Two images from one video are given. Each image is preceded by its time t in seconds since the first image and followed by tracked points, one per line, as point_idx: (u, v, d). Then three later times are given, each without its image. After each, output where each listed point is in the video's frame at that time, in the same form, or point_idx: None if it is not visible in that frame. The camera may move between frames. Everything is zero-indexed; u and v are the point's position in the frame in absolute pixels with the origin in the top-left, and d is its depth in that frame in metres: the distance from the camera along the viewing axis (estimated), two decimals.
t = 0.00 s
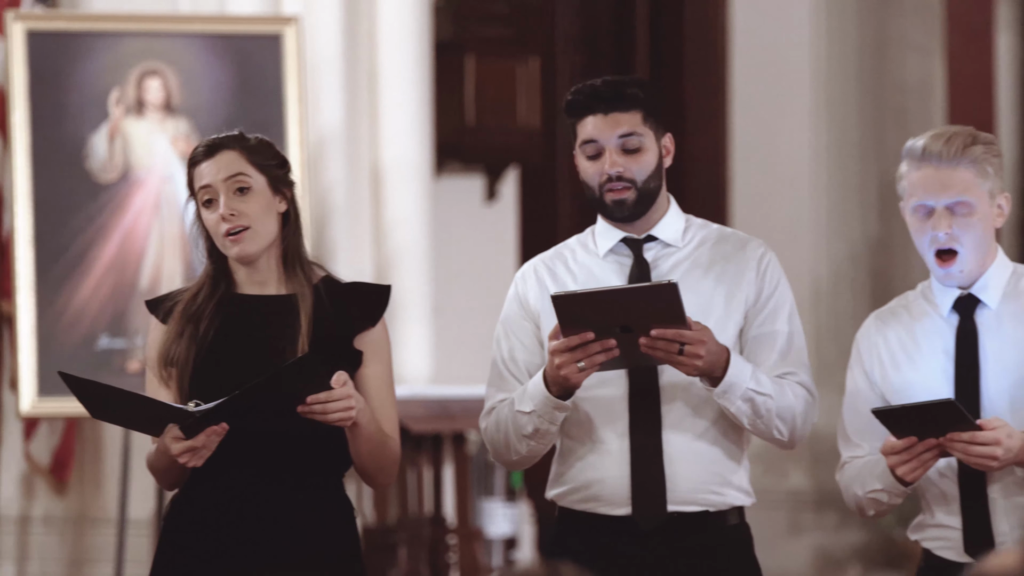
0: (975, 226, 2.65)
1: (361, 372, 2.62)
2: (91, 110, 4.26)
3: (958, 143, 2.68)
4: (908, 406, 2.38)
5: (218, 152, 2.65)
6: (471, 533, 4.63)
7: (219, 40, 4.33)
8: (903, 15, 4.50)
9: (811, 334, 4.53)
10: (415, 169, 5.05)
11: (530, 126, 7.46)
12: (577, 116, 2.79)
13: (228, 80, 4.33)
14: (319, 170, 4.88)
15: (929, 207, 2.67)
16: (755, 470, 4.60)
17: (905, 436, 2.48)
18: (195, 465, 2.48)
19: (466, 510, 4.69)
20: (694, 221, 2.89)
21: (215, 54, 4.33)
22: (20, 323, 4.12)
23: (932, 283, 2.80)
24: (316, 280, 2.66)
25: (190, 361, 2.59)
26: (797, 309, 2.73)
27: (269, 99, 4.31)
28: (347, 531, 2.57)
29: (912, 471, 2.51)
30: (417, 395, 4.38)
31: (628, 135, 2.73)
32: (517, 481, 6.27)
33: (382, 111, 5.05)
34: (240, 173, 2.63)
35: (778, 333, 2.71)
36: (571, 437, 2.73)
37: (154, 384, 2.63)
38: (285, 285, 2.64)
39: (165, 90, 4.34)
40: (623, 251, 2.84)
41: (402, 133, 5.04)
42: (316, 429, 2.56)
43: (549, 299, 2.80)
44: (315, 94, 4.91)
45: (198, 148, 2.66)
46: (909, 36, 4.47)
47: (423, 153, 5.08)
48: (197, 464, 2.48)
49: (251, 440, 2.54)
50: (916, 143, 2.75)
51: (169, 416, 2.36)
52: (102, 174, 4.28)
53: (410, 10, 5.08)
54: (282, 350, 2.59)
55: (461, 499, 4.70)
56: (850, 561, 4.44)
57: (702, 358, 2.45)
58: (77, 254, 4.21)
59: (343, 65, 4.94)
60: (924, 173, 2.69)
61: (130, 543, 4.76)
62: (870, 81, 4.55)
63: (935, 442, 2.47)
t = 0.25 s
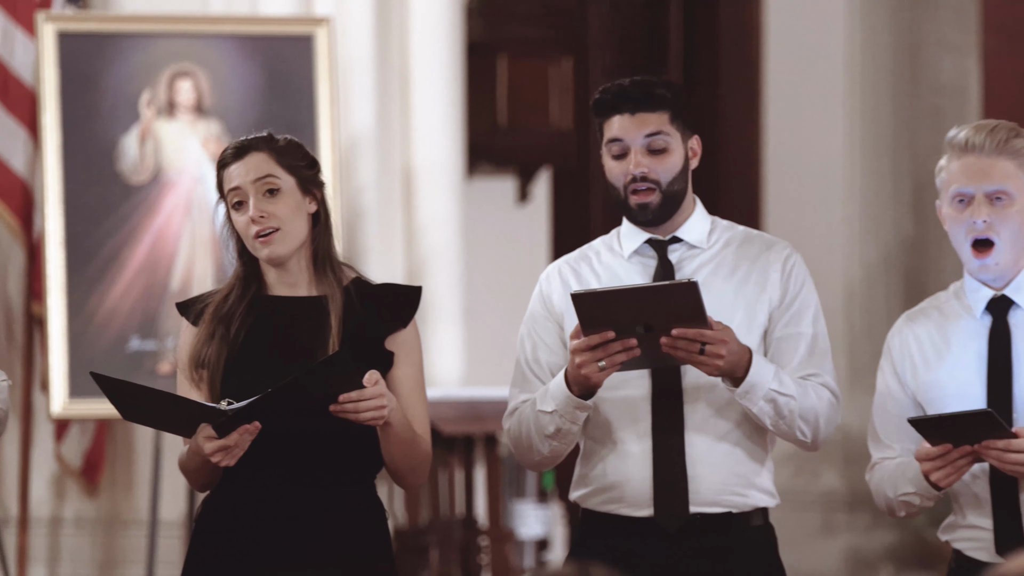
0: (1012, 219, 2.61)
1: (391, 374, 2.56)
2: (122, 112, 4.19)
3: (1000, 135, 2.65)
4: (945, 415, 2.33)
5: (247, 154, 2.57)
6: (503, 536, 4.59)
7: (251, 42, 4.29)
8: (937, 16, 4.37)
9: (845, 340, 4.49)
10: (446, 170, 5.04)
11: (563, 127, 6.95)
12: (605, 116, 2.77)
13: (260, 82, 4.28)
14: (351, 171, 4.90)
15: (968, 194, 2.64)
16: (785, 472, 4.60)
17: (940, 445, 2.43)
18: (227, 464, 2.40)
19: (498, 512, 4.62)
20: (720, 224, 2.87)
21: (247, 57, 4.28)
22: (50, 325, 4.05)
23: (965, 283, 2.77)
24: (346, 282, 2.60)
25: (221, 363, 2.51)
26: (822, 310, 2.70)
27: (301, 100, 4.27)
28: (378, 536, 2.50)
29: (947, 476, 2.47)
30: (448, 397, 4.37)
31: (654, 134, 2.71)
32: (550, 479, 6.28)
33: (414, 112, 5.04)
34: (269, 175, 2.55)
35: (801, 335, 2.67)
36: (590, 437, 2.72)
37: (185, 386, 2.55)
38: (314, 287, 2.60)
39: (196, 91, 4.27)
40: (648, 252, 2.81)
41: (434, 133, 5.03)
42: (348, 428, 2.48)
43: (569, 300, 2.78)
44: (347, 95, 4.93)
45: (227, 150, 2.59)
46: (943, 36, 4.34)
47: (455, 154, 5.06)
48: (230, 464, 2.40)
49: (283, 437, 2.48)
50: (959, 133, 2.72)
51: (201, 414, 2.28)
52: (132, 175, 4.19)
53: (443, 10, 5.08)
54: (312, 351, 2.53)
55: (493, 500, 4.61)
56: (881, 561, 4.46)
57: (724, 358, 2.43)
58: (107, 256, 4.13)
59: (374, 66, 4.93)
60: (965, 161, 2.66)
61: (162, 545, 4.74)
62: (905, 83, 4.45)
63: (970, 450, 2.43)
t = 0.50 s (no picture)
0: None
1: (422, 375, 2.55)
2: (152, 113, 4.20)
3: None
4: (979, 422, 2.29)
5: (276, 155, 2.55)
6: (534, 536, 4.51)
7: (281, 43, 4.28)
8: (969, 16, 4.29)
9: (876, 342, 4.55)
10: (475, 170, 5.04)
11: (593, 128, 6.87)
12: (631, 116, 2.75)
13: (289, 83, 4.28)
14: (381, 174, 4.88)
15: (1003, 187, 2.61)
16: (815, 474, 4.60)
17: (974, 450, 2.41)
18: (257, 464, 2.38)
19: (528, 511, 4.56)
20: (747, 224, 2.84)
21: (277, 58, 4.28)
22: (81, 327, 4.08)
23: (995, 283, 2.76)
24: (375, 283, 2.58)
25: (252, 364, 2.51)
26: (846, 311, 2.68)
27: (330, 102, 4.26)
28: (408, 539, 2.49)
29: (980, 481, 2.45)
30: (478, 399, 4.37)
31: (679, 135, 2.70)
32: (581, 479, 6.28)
33: (444, 113, 5.05)
34: (298, 176, 2.53)
35: (825, 337, 2.66)
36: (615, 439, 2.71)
37: (215, 388, 2.53)
38: (344, 289, 2.58)
39: (226, 93, 4.27)
40: (672, 253, 2.81)
41: (464, 133, 5.04)
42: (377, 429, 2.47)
43: (590, 297, 2.79)
44: (376, 97, 4.91)
45: (256, 152, 2.56)
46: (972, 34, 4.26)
47: (485, 154, 5.06)
48: (260, 464, 2.38)
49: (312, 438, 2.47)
50: (993, 128, 2.69)
51: (231, 414, 2.26)
52: (163, 177, 4.21)
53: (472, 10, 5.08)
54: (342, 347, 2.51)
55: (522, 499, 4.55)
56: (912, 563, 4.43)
57: (745, 358, 2.43)
58: (138, 258, 4.15)
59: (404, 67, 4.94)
60: (1000, 156, 2.63)
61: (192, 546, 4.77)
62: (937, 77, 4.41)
63: (1005, 455, 2.40)
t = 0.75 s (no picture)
0: None
1: (451, 375, 2.53)
2: (181, 115, 4.21)
3: None
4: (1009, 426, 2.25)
5: (309, 157, 2.54)
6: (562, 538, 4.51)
7: (309, 45, 4.28)
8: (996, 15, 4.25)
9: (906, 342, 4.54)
10: (504, 170, 5.03)
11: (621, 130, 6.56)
12: (658, 115, 2.74)
13: (317, 84, 4.28)
14: (408, 173, 4.91)
15: None
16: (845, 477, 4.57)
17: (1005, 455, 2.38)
18: (286, 465, 2.37)
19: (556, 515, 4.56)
20: (771, 227, 2.83)
21: (305, 60, 4.28)
22: (110, 328, 4.09)
23: None
24: (404, 285, 2.57)
25: (281, 366, 2.50)
26: (871, 313, 2.66)
27: (358, 103, 4.27)
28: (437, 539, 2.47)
29: (1011, 485, 2.42)
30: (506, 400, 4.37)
31: (704, 135, 2.69)
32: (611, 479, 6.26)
33: (472, 114, 5.05)
34: (332, 178, 2.52)
35: (849, 338, 2.64)
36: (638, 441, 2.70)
37: (243, 389, 2.53)
38: (374, 290, 2.57)
39: (255, 94, 4.29)
40: (697, 254, 2.79)
41: (492, 134, 5.04)
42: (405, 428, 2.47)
43: (611, 297, 2.78)
44: (403, 97, 4.93)
45: (288, 153, 2.56)
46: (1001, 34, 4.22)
47: (514, 155, 5.06)
48: (289, 464, 2.37)
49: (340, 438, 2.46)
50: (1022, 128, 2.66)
51: (259, 414, 2.25)
52: (191, 178, 4.21)
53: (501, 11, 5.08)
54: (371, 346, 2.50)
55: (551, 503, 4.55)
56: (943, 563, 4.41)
57: (768, 358, 2.42)
58: (167, 259, 4.15)
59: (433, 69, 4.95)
60: None
61: (221, 548, 4.81)
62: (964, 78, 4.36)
63: None
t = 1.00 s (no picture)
0: None
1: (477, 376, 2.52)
2: (209, 115, 4.20)
3: None
4: None
5: (337, 159, 2.54)
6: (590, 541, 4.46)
7: (337, 46, 4.28)
8: None
9: (933, 347, 4.59)
10: (532, 172, 5.01)
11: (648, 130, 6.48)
12: (685, 114, 2.73)
13: (345, 86, 4.28)
14: (437, 175, 4.90)
15: None
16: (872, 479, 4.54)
17: None
18: (318, 465, 2.33)
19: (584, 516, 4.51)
20: (796, 228, 2.82)
21: (333, 61, 4.27)
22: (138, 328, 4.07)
23: None
24: (429, 286, 2.58)
25: (308, 367, 2.49)
26: (896, 316, 2.64)
27: (386, 104, 4.26)
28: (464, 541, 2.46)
29: None
30: (534, 402, 4.36)
31: (731, 136, 2.67)
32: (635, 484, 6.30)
33: (499, 115, 5.05)
34: (363, 180, 2.52)
35: (874, 341, 2.61)
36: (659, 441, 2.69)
37: (269, 389, 2.52)
38: (401, 291, 2.57)
39: (283, 95, 4.27)
40: (722, 254, 2.78)
41: (519, 136, 5.02)
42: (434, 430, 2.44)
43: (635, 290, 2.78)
44: (431, 100, 4.95)
45: (314, 157, 2.55)
46: None
47: (541, 157, 5.03)
48: (321, 465, 2.33)
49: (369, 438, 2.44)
50: None
51: (293, 414, 2.21)
52: (219, 179, 4.20)
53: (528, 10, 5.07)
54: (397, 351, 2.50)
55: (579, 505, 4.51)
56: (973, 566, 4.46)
57: (791, 359, 2.39)
58: (195, 259, 4.13)
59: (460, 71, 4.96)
60: None
61: (248, 549, 4.82)
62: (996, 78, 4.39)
63: None
